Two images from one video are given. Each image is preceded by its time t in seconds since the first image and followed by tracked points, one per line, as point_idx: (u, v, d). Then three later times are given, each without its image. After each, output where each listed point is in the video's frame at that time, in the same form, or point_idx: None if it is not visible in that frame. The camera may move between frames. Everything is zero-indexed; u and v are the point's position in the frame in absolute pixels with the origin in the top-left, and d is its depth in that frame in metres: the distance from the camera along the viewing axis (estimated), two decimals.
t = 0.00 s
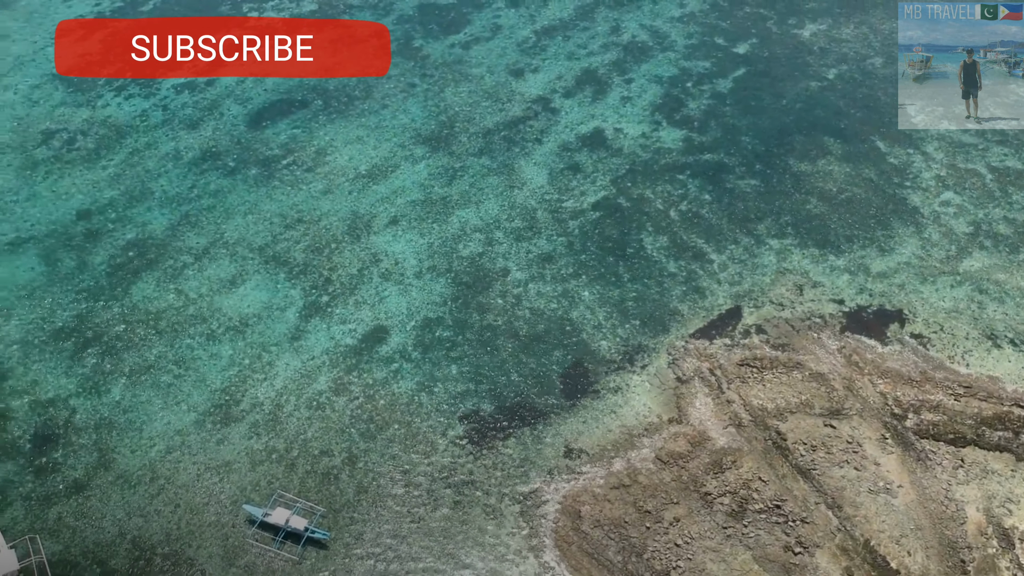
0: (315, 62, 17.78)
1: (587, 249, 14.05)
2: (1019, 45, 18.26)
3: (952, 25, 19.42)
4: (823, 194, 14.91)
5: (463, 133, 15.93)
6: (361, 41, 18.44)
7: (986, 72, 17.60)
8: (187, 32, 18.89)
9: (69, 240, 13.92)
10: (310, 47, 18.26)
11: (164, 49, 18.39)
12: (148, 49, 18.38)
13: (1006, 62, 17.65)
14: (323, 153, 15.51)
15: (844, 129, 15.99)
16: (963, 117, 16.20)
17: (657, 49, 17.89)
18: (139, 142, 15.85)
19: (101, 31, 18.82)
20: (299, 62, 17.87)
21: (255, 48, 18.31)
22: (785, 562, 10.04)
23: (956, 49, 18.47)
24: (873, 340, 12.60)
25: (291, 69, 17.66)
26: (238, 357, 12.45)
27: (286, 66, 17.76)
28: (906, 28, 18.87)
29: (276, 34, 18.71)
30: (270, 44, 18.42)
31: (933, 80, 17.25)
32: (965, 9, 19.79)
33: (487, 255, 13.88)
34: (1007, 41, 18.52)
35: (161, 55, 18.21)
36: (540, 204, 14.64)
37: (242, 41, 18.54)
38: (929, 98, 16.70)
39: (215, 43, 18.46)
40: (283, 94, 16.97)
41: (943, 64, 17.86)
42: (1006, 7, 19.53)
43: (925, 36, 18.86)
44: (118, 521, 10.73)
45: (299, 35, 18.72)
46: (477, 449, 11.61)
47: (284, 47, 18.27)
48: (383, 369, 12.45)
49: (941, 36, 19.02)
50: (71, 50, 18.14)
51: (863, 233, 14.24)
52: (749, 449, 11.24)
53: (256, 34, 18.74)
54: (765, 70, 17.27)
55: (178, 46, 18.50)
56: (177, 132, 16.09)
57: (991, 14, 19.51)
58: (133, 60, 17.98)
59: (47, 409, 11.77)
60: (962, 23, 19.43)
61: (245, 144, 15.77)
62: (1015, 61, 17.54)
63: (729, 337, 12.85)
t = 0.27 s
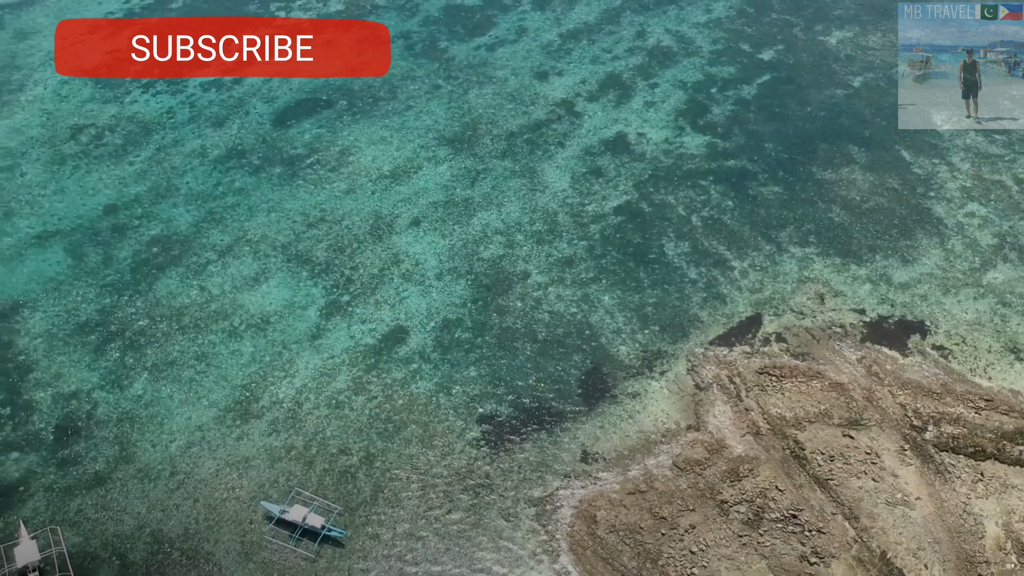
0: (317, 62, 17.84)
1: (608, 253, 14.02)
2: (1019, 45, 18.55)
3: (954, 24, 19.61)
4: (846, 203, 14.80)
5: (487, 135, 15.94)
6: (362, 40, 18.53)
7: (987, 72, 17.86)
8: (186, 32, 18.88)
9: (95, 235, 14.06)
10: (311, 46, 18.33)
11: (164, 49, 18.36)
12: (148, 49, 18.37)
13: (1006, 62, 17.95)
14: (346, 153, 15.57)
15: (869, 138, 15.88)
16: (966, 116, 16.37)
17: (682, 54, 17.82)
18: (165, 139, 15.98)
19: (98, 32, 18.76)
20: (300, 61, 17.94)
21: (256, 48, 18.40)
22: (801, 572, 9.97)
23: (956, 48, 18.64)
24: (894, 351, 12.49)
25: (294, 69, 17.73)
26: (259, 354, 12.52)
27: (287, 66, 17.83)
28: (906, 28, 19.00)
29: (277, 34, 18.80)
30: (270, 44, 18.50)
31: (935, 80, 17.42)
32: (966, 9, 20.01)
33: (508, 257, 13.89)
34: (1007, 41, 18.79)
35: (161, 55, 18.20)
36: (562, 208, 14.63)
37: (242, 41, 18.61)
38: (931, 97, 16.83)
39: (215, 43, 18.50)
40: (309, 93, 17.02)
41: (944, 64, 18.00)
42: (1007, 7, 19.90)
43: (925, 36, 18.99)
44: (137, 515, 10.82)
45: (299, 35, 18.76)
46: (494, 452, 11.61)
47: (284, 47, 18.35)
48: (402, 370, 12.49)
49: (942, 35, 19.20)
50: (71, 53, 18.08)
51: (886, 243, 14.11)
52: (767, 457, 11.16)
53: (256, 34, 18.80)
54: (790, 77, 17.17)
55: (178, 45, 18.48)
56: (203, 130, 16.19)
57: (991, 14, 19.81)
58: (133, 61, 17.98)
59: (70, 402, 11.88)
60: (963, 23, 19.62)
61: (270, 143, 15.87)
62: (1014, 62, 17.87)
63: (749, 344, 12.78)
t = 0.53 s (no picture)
0: (317, 62, 17.98)
1: (627, 258, 13.99)
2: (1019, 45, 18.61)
3: (953, 24, 19.63)
4: (868, 212, 14.70)
5: (508, 138, 15.94)
6: (361, 40, 18.66)
7: (987, 72, 17.95)
8: (185, 32, 18.96)
9: (119, 231, 14.18)
10: (310, 47, 18.46)
11: (164, 49, 18.46)
12: (149, 49, 18.47)
13: (1006, 63, 18.03)
14: (368, 154, 15.62)
15: (892, 147, 15.76)
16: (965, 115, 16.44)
17: (705, 60, 17.75)
18: (189, 136, 16.08)
19: (97, 32, 18.88)
20: (300, 61, 18.07)
21: (255, 48, 18.54)
22: None
23: (956, 49, 18.71)
24: (913, 361, 12.39)
25: (293, 68, 17.86)
26: (278, 352, 12.58)
27: (286, 66, 17.96)
28: (906, 28, 19.05)
29: (276, 34, 18.93)
30: (270, 44, 18.63)
31: (935, 80, 17.50)
32: (966, 9, 20.02)
33: (527, 260, 13.88)
34: (1007, 41, 18.84)
35: (161, 55, 18.29)
36: (582, 212, 14.61)
37: (242, 41, 18.75)
38: (931, 97, 16.91)
39: (215, 43, 18.61)
40: (332, 94, 17.09)
41: (943, 64, 18.07)
42: (1006, 7, 19.93)
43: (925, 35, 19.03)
44: (155, 509, 10.91)
45: (298, 35, 18.89)
46: (510, 454, 11.61)
47: (284, 47, 18.49)
48: (419, 370, 12.51)
49: (942, 35, 19.23)
50: (71, 52, 18.18)
51: (907, 253, 14.00)
52: (783, 466, 11.11)
53: (256, 35, 18.92)
54: (814, 84, 17.07)
55: (178, 45, 18.57)
56: (227, 128, 16.28)
57: (991, 14, 19.81)
58: (134, 60, 18.08)
59: (91, 396, 11.98)
60: (964, 23, 19.66)
61: (293, 142, 15.94)
62: (1014, 62, 17.99)
63: (767, 352, 12.72)
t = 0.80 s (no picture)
0: (316, 62, 18.03)
1: (646, 263, 13.96)
2: (1020, 44, 18.60)
3: (953, 25, 19.68)
4: (889, 220, 14.59)
5: (529, 140, 15.94)
6: (360, 40, 18.70)
7: (986, 72, 17.97)
8: (185, 32, 19.03)
9: (142, 227, 14.29)
10: (310, 47, 18.50)
11: (164, 49, 18.54)
12: (149, 49, 18.55)
13: (1006, 62, 18.07)
14: (389, 154, 15.66)
15: (914, 155, 15.64)
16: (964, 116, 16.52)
17: (728, 65, 17.68)
18: (212, 134, 16.17)
19: (97, 32, 18.98)
20: (299, 61, 18.12)
21: (255, 48, 18.58)
22: None
23: (956, 49, 18.74)
24: (931, 371, 12.29)
25: (292, 68, 17.91)
26: (297, 350, 12.64)
27: (284, 66, 18.00)
28: (906, 28, 19.10)
29: (276, 34, 18.96)
30: (270, 44, 18.67)
31: (933, 80, 17.57)
32: (965, 9, 20.06)
33: (545, 263, 13.88)
34: (1007, 41, 18.84)
35: (161, 55, 18.37)
36: (601, 216, 14.59)
37: (242, 41, 18.81)
38: (930, 98, 16.98)
39: (215, 43, 18.66)
40: (354, 94, 17.13)
41: (943, 64, 18.19)
42: (1006, 7, 19.79)
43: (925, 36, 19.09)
44: (173, 504, 10.98)
45: (299, 35, 18.92)
46: (524, 457, 11.62)
47: (284, 47, 18.51)
48: (436, 371, 12.53)
49: (942, 35, 19.29)
50: (71, 50, 18.26)
51: (928, 262, 13.89)
52: (798, 474, 11.04)
53: (256, 35, 18.98)
54: (836, 91, 16.97)
55: (178, 45, 18.64)
56: (250, 127, 16.36)
57: (991, 14, 19.79)
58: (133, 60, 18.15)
59: (111, 390, 12.08)
60: (963, 23, 19.68)
61: (315, 141, 16.00)
62: (1014, 62, 17.97)
63: (784, 359, 12.66)
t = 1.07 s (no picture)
0: (316, 62, 18.06)
1: (663, 268, 13.93)
2: (1019, 45, 18.72)
3: (953, 24, 19.86)
4: (908, 228, 14.49)
5: (548, 143, 15.93)
6: (359, 41, 18.70)
7: (986, 72, 18.00)
8: (186, 32, 19.04)
9: (162, 224, 14.39)
10: (310, 47, 18.50)
11: (163, 48, 18.57)
12: (149, 49, 18.57)
13: (1006, 62, 18.10)
14: (408, 155, 15.69)
15: (935, 163, 15.53)
16: (965, 115, 16.54)
17: (748, 70, 17.61)
18: (233, 133, 16.25)
19: (94, 31, 18.98)
20: (299, 61, 18.14)
21: (255, 48, 18.57)
22: None
23: (956, 48, 18.77)
24: (948, 381, 12.21)
25: (292, 69, 17.94)
26: (314, 349, 12.69)
27: (282, 66, 18.02)
28: (907, 28, 19.14)
29: (276, 34, 18.96)
30: (270, 44, 18.66)
31: (934, 80, 17.58)
32: (965, 9, 20.25)
33: (562, 267, 13.87)
34: (1006, 42, 18.99)
35: (161, 55, 18.38)
36: (619, 220, 14.57)
37: (242, 41, 18.81)
38: (931, 97, 17.00)
39: (215, 43, 18.64)
40: (374, 94, 17.17)
41: (943, 64, 18.13)
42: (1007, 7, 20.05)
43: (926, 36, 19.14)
44: (188, 500, 11.05)
45: (299, 35, 18.92)
46: (538, 460, 11.62)
47: (284, 47, 18.51)
48: (451, 372, 12.55)
49: (942, 35, 19.39)
50: (68, 49, 18.26)
51: (947, 272, 13.78)
52: (812, 482, 10.98)
53: (256, 34, 18.97)
54: (856, 98, 16.88)
55: (178, 45, 18.64)
56: (271, 126, 16.43)
57: (991, 13, 20.02)
58: (133, 60, 18.17)
59: (130, 385, 12.16)
60: (963, 24, 19.81)
61: (335, 141, 16.05)
62: (1014, 62, 18.01)
63: (800, 367, 12.60)
